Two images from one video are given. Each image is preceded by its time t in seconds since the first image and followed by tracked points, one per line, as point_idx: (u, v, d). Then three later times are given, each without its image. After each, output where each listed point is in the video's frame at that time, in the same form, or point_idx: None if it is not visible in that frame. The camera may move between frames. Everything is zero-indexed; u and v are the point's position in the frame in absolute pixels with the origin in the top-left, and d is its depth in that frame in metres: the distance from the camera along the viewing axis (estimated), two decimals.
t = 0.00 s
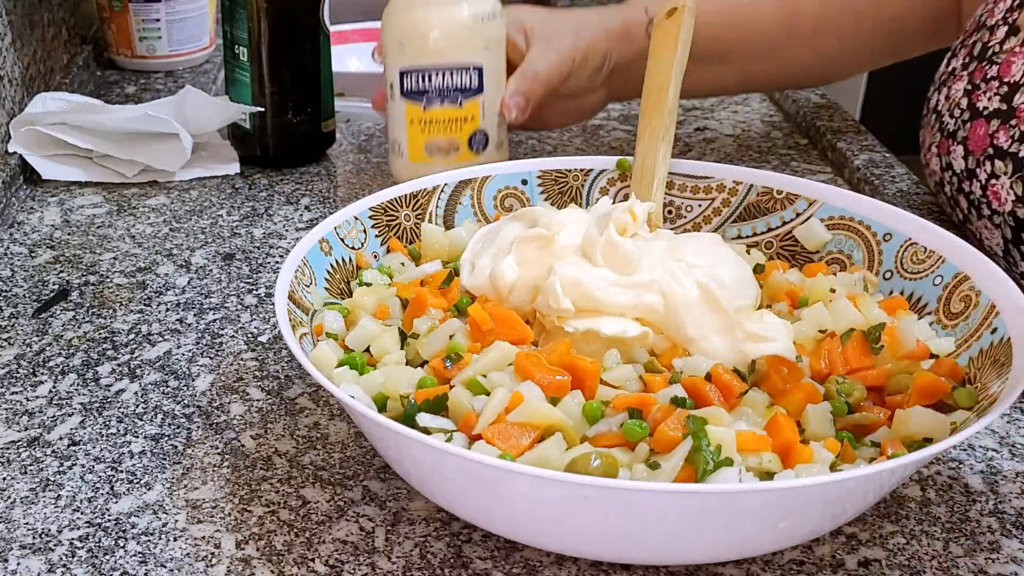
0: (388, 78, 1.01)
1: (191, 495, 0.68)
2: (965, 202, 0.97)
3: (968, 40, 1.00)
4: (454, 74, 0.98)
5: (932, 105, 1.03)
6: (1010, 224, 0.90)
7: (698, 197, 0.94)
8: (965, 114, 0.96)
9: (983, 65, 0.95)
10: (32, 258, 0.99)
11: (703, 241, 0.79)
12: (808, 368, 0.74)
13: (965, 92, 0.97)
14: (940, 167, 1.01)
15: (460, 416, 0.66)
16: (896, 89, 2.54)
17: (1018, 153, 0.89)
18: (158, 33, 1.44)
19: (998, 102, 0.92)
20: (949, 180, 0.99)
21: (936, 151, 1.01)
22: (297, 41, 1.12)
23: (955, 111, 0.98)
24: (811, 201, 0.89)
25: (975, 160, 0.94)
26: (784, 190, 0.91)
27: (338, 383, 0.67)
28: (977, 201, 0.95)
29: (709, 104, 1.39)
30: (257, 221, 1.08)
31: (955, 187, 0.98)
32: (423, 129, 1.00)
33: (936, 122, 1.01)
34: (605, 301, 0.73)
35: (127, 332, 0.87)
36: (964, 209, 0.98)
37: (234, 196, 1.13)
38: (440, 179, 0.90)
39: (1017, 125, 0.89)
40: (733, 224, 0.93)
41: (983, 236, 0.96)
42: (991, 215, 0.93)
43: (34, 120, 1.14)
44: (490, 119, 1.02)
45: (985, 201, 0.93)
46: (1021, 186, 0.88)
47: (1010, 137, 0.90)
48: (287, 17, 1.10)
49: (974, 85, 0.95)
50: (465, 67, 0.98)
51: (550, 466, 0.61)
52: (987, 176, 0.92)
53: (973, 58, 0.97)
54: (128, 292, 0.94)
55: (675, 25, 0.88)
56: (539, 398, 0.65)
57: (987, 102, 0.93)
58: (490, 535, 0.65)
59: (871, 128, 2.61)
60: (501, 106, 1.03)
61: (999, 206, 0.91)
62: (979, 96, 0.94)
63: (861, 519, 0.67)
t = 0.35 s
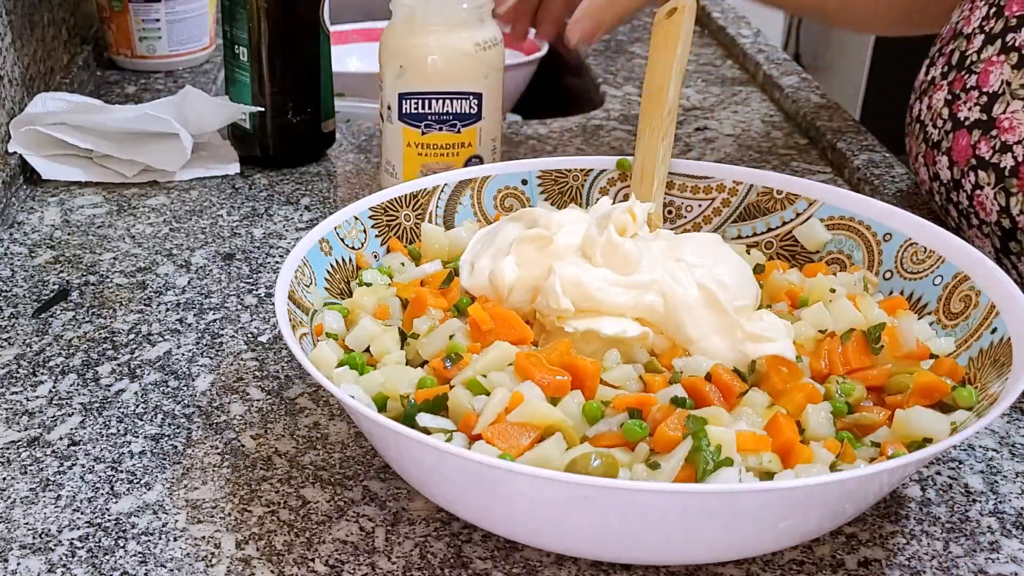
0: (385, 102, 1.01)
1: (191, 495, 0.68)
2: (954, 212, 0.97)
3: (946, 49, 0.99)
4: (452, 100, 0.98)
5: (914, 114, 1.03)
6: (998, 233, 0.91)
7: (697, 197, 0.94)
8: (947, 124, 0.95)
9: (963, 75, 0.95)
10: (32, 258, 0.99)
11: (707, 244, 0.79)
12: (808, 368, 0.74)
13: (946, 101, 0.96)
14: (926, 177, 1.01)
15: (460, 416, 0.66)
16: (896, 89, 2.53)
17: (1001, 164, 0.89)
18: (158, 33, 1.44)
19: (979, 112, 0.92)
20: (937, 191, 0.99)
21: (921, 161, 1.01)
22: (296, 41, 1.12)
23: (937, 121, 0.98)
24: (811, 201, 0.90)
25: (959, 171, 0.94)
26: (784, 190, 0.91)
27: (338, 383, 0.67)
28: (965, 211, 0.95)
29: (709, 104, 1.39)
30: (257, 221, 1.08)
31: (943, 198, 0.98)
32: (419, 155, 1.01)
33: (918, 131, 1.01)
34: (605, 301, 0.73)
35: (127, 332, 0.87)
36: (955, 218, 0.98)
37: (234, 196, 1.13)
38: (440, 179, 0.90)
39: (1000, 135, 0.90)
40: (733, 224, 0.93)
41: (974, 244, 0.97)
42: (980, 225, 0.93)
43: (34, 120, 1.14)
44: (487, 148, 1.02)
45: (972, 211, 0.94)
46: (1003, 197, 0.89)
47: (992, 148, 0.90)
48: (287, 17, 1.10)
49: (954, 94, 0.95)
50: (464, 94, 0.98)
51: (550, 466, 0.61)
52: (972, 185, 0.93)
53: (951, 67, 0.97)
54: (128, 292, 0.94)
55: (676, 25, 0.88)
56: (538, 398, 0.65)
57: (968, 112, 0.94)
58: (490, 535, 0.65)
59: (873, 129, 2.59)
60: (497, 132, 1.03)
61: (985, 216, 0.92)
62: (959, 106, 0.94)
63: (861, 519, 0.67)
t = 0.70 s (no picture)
0: (385, 102, 1.00)
1: (191, 495, 0.68)
2: (959, 205, 0.97)
3: (976, 37, 0.99)
4: (452, 100, 0.98)
5: (936, 104, 1.03)
6: (999, 231, 0.92)
7: (697, 197, 0.94)
8: (963, 114, 0.95)
9: (984, 66, 0.94)
10: (32, 258, 0.99)
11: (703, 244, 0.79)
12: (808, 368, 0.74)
13: (966, 92, 0.96)
14: (938, 166, 1.01)
15: (460, 416, 0.66)
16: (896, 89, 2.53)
17: (1008, 161, 0.89)
18: (158, 33, 1.44)
19: (992, 106, 0.92)
20: (947, 182, 0.99)
21: (935, 151, 1.01)
22: (296, 41, 1.12)
23: (954, 111, 0.97)
24: (811, 201, 0.89)
25: (967, 164, 0.94)
26: (784, 190, 0.91)
27: (338, 383, 0.67)
28: (970, 206, 0.95)
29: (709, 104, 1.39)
30: (257, 221, 1.08)
31: (951, 189, 0.98)
32: (419, 155, 1.01)
33: (938, 120, 1.01)
34: (605, 302, 0.73)
35: (127, 332, 0.87)
36: (959, 211, 0.98)
37: (234, 196, 1.13)
38: (440, 179, 0.90)
39: (1008, 132, 0.89)
40: (733, 224, 0.93)
41: (977, 238, 0.97)
42: (983, 220, 0.94)
43: (33, 120, 1.14)
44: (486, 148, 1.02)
45: (976, 206, 0.94)
46: (1007, 194, 0.89)
47: (1000, 144, 0.90)
48: (287, 17, 1.10)
49: (973, 85, 0.95)
50: (464, 93, 0.98)
51: (550, 466, 0.61)
52: (979, 180, 0.93)
53: (976, 57, 0.96)
54: (128, 292, 0.94)
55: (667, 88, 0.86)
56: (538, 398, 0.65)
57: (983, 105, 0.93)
58: (490, 534, 0.65)
59: (873, 128, 2.60)
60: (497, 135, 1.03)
61: (989, 211, 0.92)
62: (976, 98, 0.94)
63: (861, 519, 0.67)
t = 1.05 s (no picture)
0: (385, 101, 1.01)
1: (191, 495, 0.68)
2: (963, 211, 0.98)
3: (994, 38, 0.97)
4: (452, 100, 0.98)
5: (949, 102, 1.02)
6: (1001, 245, 0.92)
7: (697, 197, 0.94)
8: (973, 122, 0.95)
9: (997, 73, 0.93)
10: (32, 258, 0.99)
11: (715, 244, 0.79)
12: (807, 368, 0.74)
13: (977, 97, 0.95)
14: (946, 169, 1.01)
15: (460, 416, 0.66)
16: (895, 89, 2.53)
17: (1011, 178, 0.89)
18: (158, 33, 1.44)
19: (1001, 119, 0.91)
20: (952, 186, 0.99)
21: (945, 151, 1.01)
22: (296, 41, 1.12)
23: (965, 115, 0.97)
24: (811, 201, 0.89)
25: (973, 173, 0.94)
26: (784, 190, 0.90)
27: (338, 383, 0.67)
28: (974, 215, 0.95)
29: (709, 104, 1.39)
30: (256, 221, 1.08)
31: (956, 195, 0.99)
32: (419, 156, 1.01)
33: (950, 120, 1.00)
34: (614, 307, 0.74)
35: (127, 332, 0.87)
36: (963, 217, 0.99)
37: (234, 196, 1.13)
38: (439, 179, 0.90)
39: (1014, 148, 0.89)
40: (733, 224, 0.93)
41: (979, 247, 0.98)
42: (986, 233, 0.94)
43: (33, 120, 1.14)
44: (487, 148, 1.02)
45: (980, 217, 0.94)
46: (1009, 212, 0.89)
47: (1006, 160, 0.90)
48: (287, 17, 1.10)
49: (985, 92, 0.94)
50: (464, 93, 0.98)
51: (550, 465, 0.61)
52: (983, 193, 0.93)
53: (991, 61, 0.95)
54: (128, 292, 0.94)
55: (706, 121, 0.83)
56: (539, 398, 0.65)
57: (993, 115, 0.92)
58: (490, 534, 0.65)
59: (873, 128, 2.60)
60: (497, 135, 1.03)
61: (992, 225, 0.93)
62: (987, 107, 0.93)
63: (861, 519, 0.67)
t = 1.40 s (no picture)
0: (385, 101, 1.00)
1: (191, 495, 0.68)
2: (972, 199, 0.98)
3: None
4: (452, 100, 0.98)
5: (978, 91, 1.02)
6: (1007, 232, 0.92)
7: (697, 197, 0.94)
8: (992, 107, 0.95)
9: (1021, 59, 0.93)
10: (32, 258, 0.99)
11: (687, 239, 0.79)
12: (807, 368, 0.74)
13: (1000, 83, 0.95)
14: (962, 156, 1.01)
15: (460, 416, 0.66)
16: (895, 89, 2.53)
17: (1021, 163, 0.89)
18: (158, 33, 1.44)
19: (1017, 103, 0.91)
20: (966, 171, 0.99)
21: (963, 140, 1.01)
22: (296, 41, 1.12)
23: (987, 102, 0.97)
24: (811, 201, 0.89)
25: (986, 159, 0.94)
26: (784, 190, 0.91)
27: (338, 383, 0.67)
28: (981, 202, 0.95)
29: (709, 104, 1.39)
30: (257, 221, 1.08)
31: (968, 180, 0.98)
32: (419, 156, 1.01)
33: (974, 107, 1.00)
34: (578, 304, 0.74)
35: (127, 332, 0.87)
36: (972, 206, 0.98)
37: (234, 196, 1.13)
38: (440, 179, 0.90)
39: None
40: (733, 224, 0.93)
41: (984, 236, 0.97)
42: (992, 220, 0.94)
43: (33, 120, 1.14)
44: (487, 147, 1.02)
45: (987, 204, 0.94)
46: (1016, 198, 0.89)
47: (1018, 144, 0.90)
48: (287, 17, 1.10)
49: (1007, 78, 0.94)
50: (464, 94, 0.98)
51: (550, 465, 0.61)
52: (993, 179, 0.93)
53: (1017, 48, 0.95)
54: (128, 292, 0.94)
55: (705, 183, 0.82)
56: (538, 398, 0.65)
57: (1011, 100, 0.93)
58: (490, 535, 0.65)
59: (873, 128, 2.60)
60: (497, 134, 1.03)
61: (998, 212, 0.92)
62: (1006, 91, 0.93)
63: (861, 520, 0.67)
